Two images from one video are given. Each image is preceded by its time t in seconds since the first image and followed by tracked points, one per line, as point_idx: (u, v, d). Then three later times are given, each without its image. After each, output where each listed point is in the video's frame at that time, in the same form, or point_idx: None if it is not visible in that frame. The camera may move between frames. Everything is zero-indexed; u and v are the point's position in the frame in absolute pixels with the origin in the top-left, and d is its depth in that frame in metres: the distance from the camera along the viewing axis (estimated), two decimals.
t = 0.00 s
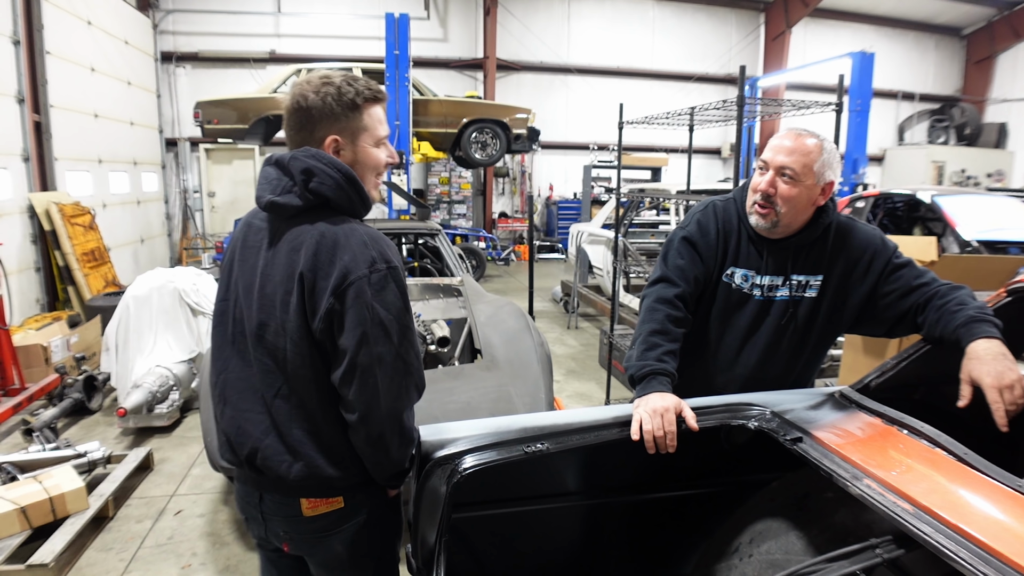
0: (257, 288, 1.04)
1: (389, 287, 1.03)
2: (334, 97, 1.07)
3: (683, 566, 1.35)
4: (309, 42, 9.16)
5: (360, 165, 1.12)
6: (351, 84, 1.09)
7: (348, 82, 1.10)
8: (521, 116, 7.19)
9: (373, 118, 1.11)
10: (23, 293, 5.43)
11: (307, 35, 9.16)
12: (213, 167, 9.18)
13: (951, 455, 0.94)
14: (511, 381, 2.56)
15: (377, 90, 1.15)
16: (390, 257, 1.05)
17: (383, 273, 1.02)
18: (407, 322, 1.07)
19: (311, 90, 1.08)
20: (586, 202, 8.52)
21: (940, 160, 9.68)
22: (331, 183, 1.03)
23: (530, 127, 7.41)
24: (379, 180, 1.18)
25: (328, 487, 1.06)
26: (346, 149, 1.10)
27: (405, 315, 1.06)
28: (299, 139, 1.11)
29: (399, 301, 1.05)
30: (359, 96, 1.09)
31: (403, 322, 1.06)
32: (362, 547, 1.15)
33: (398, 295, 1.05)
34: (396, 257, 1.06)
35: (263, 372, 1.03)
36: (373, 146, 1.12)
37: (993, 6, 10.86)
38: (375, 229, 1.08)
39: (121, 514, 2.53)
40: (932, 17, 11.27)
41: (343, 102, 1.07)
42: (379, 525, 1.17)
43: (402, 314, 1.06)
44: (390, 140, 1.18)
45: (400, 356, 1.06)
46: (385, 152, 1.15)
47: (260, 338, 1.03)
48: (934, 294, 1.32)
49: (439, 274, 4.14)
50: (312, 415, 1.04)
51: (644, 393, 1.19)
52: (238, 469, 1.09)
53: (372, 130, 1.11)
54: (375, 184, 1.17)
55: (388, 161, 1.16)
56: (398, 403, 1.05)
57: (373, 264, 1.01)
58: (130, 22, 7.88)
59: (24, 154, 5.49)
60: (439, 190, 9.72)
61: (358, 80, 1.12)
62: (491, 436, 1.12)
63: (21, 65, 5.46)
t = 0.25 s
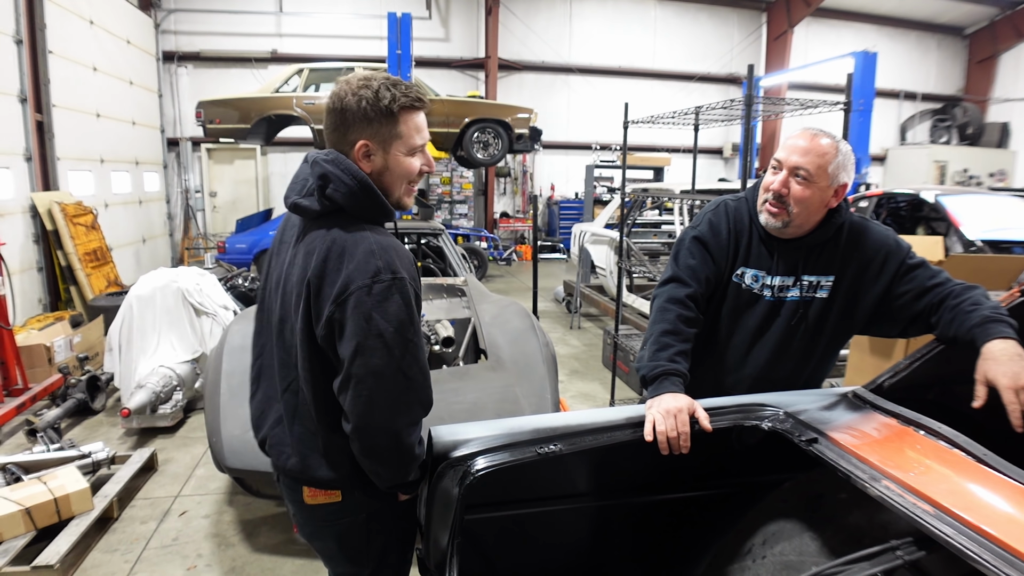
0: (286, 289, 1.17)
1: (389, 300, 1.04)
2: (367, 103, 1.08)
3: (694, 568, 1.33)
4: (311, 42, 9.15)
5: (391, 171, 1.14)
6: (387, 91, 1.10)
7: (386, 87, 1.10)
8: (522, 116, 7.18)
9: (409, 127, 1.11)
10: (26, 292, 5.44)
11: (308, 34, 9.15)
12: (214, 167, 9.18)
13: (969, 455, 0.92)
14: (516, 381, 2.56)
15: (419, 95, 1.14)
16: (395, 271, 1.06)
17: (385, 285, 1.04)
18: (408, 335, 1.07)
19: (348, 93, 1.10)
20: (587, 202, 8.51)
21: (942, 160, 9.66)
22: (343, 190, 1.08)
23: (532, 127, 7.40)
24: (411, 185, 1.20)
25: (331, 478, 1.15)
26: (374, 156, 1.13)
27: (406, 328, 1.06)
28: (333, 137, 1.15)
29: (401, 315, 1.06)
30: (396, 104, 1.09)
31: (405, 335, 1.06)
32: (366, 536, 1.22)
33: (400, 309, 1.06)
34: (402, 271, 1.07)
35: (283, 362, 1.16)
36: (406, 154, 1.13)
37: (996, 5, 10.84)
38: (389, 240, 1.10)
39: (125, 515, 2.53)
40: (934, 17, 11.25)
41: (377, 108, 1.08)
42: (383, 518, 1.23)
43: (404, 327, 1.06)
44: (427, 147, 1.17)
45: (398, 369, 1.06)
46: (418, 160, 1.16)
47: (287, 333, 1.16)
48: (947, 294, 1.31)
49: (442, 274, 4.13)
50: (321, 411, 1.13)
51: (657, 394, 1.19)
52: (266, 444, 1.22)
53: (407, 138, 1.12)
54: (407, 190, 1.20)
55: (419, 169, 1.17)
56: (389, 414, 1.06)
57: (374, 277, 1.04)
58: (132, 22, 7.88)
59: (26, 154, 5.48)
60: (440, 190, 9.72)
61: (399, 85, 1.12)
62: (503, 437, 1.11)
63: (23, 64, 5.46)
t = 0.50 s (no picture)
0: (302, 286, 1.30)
1: (355, 291, 1.07)
2: (373, 105, 1.12)
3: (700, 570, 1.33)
4: (305, 42, 9.12)
5: (398, 171, 1.17)
6: (394, 94, 1.13)
7: (396, 91, 1.13)
8: (518, 116, 7.17)
9: (416, 128, 1.13)
10: (19, 294, 5.38)
11: (303, 35, 9.12)
12: (208, 168, 9.17)
13: (982, 454, 0.91)
14: (516, 382, 2.55)
15: (430, 100, 1.16)
16: (363, 263, 1.08)
17: (352, 278, 1.07)
18: (372, 329, 1.07)
19: (361, 95, 1.15)
20: (583, 202, 8.51)
21: (935, 160, 9.71)
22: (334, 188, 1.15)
23: (527, 127, 7.39)
24: (423, 187, 1.21)
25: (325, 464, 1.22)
26: (381, 156, 1.16)
27: (369, 322, 1.07)
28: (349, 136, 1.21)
29: (366, 307, 1.07)
30: (402, 106, 1.12)
31: (367, 328, 1.07)
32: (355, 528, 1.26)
33: (364, 302, 1.07)
34: (370, 264, 1.08)
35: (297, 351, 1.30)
36: (413, 157, 1.15)
37: (988, 6, 10.90)
38: (372, 234, 1.13)
39: (123, 519, 2.50)
40: (927, 17, 11.32)
41: (384, 110, 1.12)
42: (372, 514, 1.26)
43: (367, 319, 1.07)
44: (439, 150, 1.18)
45: (358, 361, 1.08)
46: (427, 163, 1.18)
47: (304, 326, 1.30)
48: (956, 293, 1.31)
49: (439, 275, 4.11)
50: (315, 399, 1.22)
51: (666, 395, 1.18)
52: (285, 422, 1.37)
53: (412, 140, 1.14)
54: (418, 191, 1.21)
55: (428, 172, 1.18)
56: (345, 403, 1.09)
57: (340, 270, 1.07)
58: (125, 22, 7.83)
59: (19, 155, 5.44)
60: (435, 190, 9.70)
61: (410, 89, 1.14)
62: (510, 439, 1.09)
63: (16, 64, 5.42)
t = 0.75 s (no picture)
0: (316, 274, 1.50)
1: (330, 268, 1.21)
2: (380, 100, 1.30)
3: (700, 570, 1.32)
4: (291, 41, 9.02)
5: (399, 160, 1.33)
6: (400, 93, 1.31)
7: (401, 90, 1.32)
8: (505, 115, 7.15)
9: (415, 120, 1.30)
10: None
11: (288, 33, 9.02)
12: (191, 167, 9.07)
13: (987, 451, 0.91)
14: (509, 382, 2.53)
15: (430, 100, 1.33)
16: (339, 244, 1.23)
17: (329, 257, 1.22)
18: (344, 303, 1.21)
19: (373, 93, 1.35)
20: (571, 202, 8.51)
21: (918, 159, 9.82)
22: (336, 174, 1.33)
23: (514, 127, 7.37)
24: (423, 176, 1.36)
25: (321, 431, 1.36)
26: (386, 146, 1.33)
27: (341, 295, 1.21)
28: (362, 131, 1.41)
29: (338, 283, 1.21)
30: (404, 101, 1.30)
31: (340, 302, 1.21)
32: (354, 498, 1.38)
33: (338, 279, 1.21)
34: (345, 245, 1.23)
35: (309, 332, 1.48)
36: (413, 145, 1.31)
37: (969, 8, 11.06)
38: (357, 217, 1.30)
39: (108, 525, 2.45)
40: (910, 18, 11.46)
41: (389, 105, 1.30)
42: (368, 487, 1.37)
43: (340, 294, 1.21)
44: (435, 143, 1.34)
45: (333, 332, 1.21)
46: (424, 153, 1.33)
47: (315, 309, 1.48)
48: (952, 290, 1.32)
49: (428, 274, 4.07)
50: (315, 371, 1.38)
51: (666, 394, 1.17)
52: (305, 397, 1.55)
53: (412, 130, 1.30)
54: (419, 179, 1.37)
55: (425, 161, 1.34)
56: (323, 370, 1.23)
57: (320, 249, 1.24)
58: (107, 19, 7.70)
59: None
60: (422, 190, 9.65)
61: (414, 90, 1.32)
62: (510, 439, 1.08)
63: None
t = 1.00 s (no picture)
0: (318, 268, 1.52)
1: (311, 255, 1.23)
2: (390, 99, 1.31)
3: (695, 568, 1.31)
4: (272, 39, 8.91)
5: (402, 158, 1.33)
6: (410, 92, 1.31)
7: (412, 91, 1.32)
8: (489, 114, 7.13)
9: (419, 118, 1.29)
10: None
11: (269, 31, 8.91)
12: (171, 166, 8.89)
13: (985, 448, 0.92)
14: (498, 382, 2.52)
15: (439, 101, 1.33)
16: (322, 233, 1.24)
17: (313, 245, 1.24)
18: (322, 289, 1.21)
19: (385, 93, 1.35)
20: (556, 201, 8.51)
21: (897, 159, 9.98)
22: (332, 168, 1.34)
23: (499, 126, 7.34)
24: (427, 174, 1.35)
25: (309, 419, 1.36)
26: (392, 142, 1.33)
27: (320, 282, 1.21)
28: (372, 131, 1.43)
29: (318, 270, 1.21)
30: (409, 101, 1.30)
31: (319, 289, 1.21)
32: (340, 485, 1.38)
33: (318, 266, 1.21)
34: (326, 233, 1.24)
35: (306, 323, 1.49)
36: (417, 143, 1.30)
37: (946, 9, 11.26)
38: (343, 211, 1.29)
39: (90, 533, 2.39)
40: (889, 19, 11.63)
41: (398, 103, 1.30)
42: (353, 476, 1.36)
43: (319, 280, 1.21)
44: (441, 143, 1.32)
45: (312, 317, 1.21)
46: (427, 152, 1.31)
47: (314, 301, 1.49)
48: (942, 287, 1.33)
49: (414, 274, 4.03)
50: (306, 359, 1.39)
51: (662, 393, 1.16)
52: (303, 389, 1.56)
53: (416, 128, 1.29)
54: (422, 178, 1.35)
55: (427, 160, 1.32)
56: (302, 352, 1.23)
57: (306, 238, 1.25)
58: (84, 16, 7.54)
59: None
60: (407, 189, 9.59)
61: (424, 91, 1.32)
62: (505, 440, 1.05)
63: None
